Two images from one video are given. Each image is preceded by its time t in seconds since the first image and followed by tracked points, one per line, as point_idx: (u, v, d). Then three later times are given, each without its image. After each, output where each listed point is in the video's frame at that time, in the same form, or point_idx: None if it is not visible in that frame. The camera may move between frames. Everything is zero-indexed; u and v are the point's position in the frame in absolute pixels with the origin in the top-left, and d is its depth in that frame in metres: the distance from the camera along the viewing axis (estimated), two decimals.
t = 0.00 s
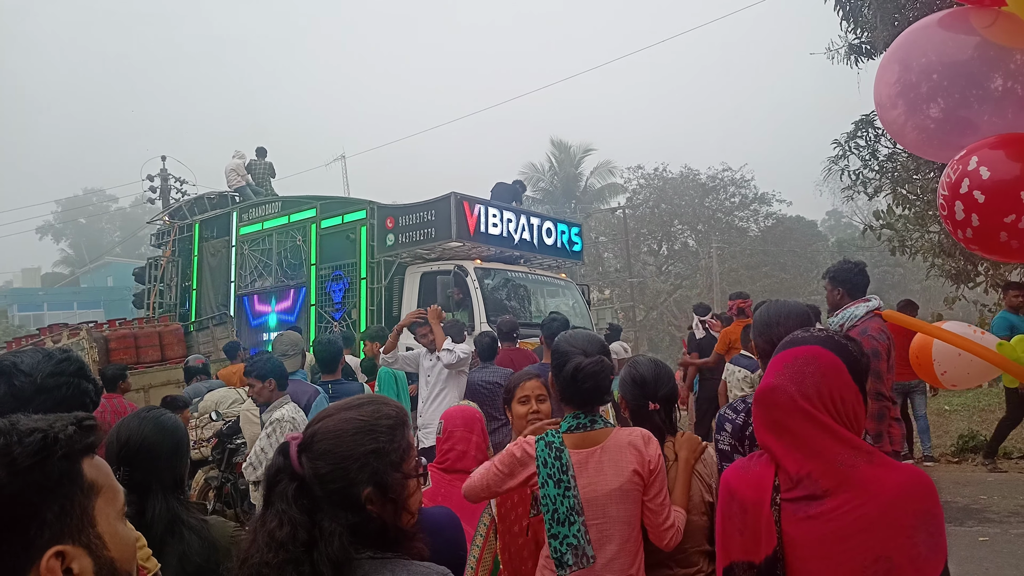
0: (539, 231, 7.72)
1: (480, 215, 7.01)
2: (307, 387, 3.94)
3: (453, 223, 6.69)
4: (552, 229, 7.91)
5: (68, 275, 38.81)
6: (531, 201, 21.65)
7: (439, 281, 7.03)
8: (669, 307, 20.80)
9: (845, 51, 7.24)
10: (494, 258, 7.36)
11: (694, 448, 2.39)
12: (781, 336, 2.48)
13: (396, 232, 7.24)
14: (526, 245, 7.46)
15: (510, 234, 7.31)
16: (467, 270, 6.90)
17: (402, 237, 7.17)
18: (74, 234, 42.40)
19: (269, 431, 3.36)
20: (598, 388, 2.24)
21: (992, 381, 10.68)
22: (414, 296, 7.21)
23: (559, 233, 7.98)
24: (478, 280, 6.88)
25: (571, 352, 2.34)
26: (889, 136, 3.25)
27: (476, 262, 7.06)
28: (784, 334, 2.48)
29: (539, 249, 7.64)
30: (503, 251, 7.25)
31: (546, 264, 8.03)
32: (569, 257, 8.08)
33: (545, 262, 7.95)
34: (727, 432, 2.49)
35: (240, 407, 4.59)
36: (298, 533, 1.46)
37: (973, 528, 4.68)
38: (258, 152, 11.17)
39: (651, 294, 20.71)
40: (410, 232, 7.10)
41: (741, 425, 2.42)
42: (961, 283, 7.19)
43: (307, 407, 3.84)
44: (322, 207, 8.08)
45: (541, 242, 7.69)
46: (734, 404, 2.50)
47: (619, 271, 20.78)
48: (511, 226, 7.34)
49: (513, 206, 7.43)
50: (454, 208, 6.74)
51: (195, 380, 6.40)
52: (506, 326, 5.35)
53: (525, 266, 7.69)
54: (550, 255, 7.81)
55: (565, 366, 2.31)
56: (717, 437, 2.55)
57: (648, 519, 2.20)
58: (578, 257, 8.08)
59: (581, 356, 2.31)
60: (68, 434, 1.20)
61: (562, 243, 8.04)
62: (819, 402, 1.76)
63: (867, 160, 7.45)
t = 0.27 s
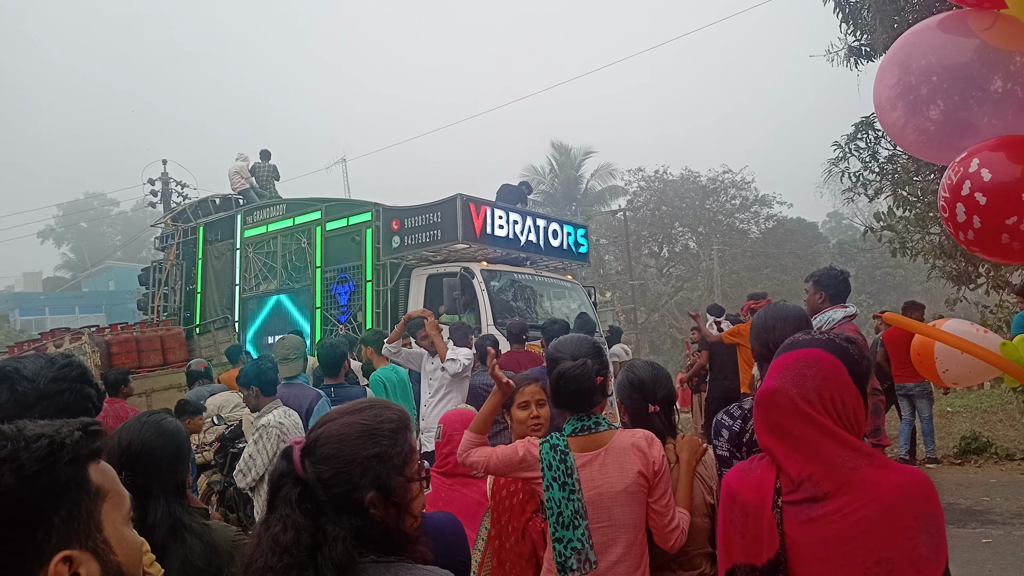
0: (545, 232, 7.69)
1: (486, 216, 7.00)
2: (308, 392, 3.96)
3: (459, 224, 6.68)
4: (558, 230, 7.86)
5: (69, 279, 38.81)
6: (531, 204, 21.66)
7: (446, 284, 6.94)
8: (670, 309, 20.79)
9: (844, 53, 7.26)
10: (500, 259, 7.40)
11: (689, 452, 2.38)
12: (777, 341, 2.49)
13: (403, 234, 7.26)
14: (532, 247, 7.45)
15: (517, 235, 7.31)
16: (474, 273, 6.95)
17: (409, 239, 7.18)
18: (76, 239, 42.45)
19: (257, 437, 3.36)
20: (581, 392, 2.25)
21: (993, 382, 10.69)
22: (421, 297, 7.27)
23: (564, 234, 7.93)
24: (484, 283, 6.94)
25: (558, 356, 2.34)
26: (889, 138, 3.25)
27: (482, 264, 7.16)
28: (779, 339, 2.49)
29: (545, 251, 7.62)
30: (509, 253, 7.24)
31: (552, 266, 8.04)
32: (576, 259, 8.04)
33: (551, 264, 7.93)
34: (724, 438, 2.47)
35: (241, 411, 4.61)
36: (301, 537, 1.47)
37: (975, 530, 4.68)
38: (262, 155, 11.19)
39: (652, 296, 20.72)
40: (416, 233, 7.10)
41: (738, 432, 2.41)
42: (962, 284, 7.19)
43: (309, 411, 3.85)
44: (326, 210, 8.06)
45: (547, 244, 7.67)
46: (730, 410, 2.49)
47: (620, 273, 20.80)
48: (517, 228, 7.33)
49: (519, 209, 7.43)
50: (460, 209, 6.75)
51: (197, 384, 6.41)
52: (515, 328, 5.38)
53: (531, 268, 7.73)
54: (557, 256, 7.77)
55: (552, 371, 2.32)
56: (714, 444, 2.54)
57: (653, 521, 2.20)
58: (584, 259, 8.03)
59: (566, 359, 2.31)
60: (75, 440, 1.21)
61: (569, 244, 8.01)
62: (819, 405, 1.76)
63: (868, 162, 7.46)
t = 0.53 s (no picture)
0: (545, 235, 7.67)
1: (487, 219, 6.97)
2: (303, 396, 3.95)
3: (460, 227, 6.67)
4: (558, 233, 7.83)
5: (64, 286, 38.69)
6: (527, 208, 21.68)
7: (446, 287, 6.83)
8: (666, 312, 20.82)
9: (838, 56, 7.30)
10: (501, 263, 7.38)
11: (688, 450, 2.38)
12: (767, 345, 2.51)
13: (403, 237, 7.25)
14: (533, 250, 7.42)
15: (517, 238, 7.27)
16: (474, 276, 7.01)
17: (410, 242, 7.16)
18: (71, 245, 42.33)
19: (238, 443, 3.36)
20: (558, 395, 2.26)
21: (988, 382, 10.73)
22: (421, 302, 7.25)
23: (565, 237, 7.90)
24: (485, 287, 6.98)
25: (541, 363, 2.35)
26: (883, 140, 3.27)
27: (483, 267, 7.16)
28: (769, 343, 2.50)
29: (547, 253, 7.59)
30: (510, 256, 7.21)
31: (553, 270, 8.02)
32: (576, 261, 8.03)
33: (551, 267, 7.90)
34: (720, 443, 2.47)
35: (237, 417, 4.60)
36: (296, 543, 1.46)
37: (971, 530, 4.70)
38: (260, 160, 11.19)
39: (648, 299, 20.75)
40: (416, 236, 7.10)
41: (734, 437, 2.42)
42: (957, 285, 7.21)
43: (304, 416, 3.84)
44: (326, 214, 8.05)
45: (548, 246, 7.63)
46: (726, 414, 2.49)
47: (616, 276, 20.83)
48: (518, 231, 7.30)
49: (520, 212, 7.42)
50: (460, 214, 6.72)
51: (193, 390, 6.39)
52: (515, 331, 5.32)
53: (532, 271, 7.73)
54: (557, 259, 7.72)
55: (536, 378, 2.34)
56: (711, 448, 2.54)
57: (649, 522, 2.21)
58: (585, 262, 8.03)
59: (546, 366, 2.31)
60: (68, 448, 1.21)
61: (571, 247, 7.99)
62: (813, 407, 1.77)
63: (862, 164, 7.49)
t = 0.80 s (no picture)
0: (539, 227, 7.67)
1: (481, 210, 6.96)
2: (290, 389, 3.92)
3: (455, 220, 6.65)
4: (553, 225, 7.83)
5: (50, 279, 38.31)
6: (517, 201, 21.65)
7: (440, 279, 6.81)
8: (656, 305, 20.89)
9: (826, 50, 7.33)
10: (495, 254, 7.35)
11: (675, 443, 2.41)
12: (753, 337, 2.52)
13: (395, 229, 7.22)
14: (527, 242, 7.41)
15: (511, 230, 7.26)
16: (468, 268, 6.97)
17: (402, 235, 7.15)
18: (56, 238, 41.88)
19: (209, 436, 3.31)
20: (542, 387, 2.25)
21: (973, 375, 10.85)
22: (414, 294, 7.22)
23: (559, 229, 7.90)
24: (479, 278, 6.92)
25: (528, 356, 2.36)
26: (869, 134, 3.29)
27: (478, 259, 7.09)
28: (755, 335, 2.51)
29: (541, 246, 7.57)
30: (504, 248, 7.21)
31: (547, 262, 8.00)
32: (570, 253, 7.99)
33: (545, 259, 7.88)
34: (710, 435, 2.49)
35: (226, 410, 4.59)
36: (284, 536, 1.45)
37: (955, 521, 4.75)
38: (250, 151, 11.11)
39: (637, 292, 20.81)
40: (410, 228, 7.07)
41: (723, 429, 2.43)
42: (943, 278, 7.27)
43: (292, 410, 3.82)
44: (317, 206, 8.02)
45: (542, 239, 7.62)
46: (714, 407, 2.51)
47: (606, 269, 20.88)
48: (511, 223, 7.29)
49: (514, 203, 7.39)
50: (454, 203, 6.72)
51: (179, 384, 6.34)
52: (506, 325, 5.33)
53: (526, 263, 7.67)
54: (551, 251, 7.71)
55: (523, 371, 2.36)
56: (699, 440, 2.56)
57: (637, 514, 2.21)
58: (579, 254, 8.02)
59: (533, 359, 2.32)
60: (51, 438, 1.20)
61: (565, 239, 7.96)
62: (799, 399, 1.78)
63: (850, 158, 7.53)
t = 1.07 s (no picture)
0: (542, 224, 7.65)
1: (483, 207, 6.91)
2: (289, 388, 3.92)
3: (457, 216, 6.61)
4: (556, 222, 7.82)
5: (48, 278, 38.25)
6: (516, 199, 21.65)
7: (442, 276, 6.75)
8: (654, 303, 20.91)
9: (824, 48, 7.33)
10: (498, 253, 7.41)
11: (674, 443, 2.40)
12: (753, 335, 2.52)
13: (398, 226, 7.20)
14: (530, 239, 7.39)
15: (514, 228, 7.22)
16: (471, 265, 6.98)
17: (404, 232, 7.12)
18: (54, 236, 41.81)
19: (191, 432, 3.35)
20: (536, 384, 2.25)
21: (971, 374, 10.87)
22: (416, 292, 7.21)
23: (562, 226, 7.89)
24: (482, 275, 6.94)
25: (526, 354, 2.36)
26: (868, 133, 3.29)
27: (480, 256, 7.11)
28: (755, 332, 2.51)
29: (544, 243, 7.56)
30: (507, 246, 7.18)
31: (550, 259, 7.99)
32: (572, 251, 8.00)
33: (548, 257, 7.87)
34: (707, 432, 2.49)
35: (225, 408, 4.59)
36: (286, 538, 1.44)
37: (953, 519, 4.77)
38: (250, 148, 11.09)
39: (636, 291, 20.83)
40: (412, 225, 7.04)
41: (721, 426, 2.43)
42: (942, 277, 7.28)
43: (291, 408, 3.82)
44: (319, 203, 8.01)
45: (545, 236, 7.60)
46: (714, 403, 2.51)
47: (604, 268, 20.90)
48: (514, 220, 7.25)
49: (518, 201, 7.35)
50: (456, 200, 6.67)
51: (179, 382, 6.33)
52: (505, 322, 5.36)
53: (528, 261, 7.67)
54: (554, 249, 7.69)
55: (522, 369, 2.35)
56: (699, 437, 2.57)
57: (638, 513, 2.21)
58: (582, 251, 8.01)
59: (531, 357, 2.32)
60: (48, 435, 1.19)
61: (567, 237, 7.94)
62: (797, 397, 1.78)
63: (848, 156, 7.54)
